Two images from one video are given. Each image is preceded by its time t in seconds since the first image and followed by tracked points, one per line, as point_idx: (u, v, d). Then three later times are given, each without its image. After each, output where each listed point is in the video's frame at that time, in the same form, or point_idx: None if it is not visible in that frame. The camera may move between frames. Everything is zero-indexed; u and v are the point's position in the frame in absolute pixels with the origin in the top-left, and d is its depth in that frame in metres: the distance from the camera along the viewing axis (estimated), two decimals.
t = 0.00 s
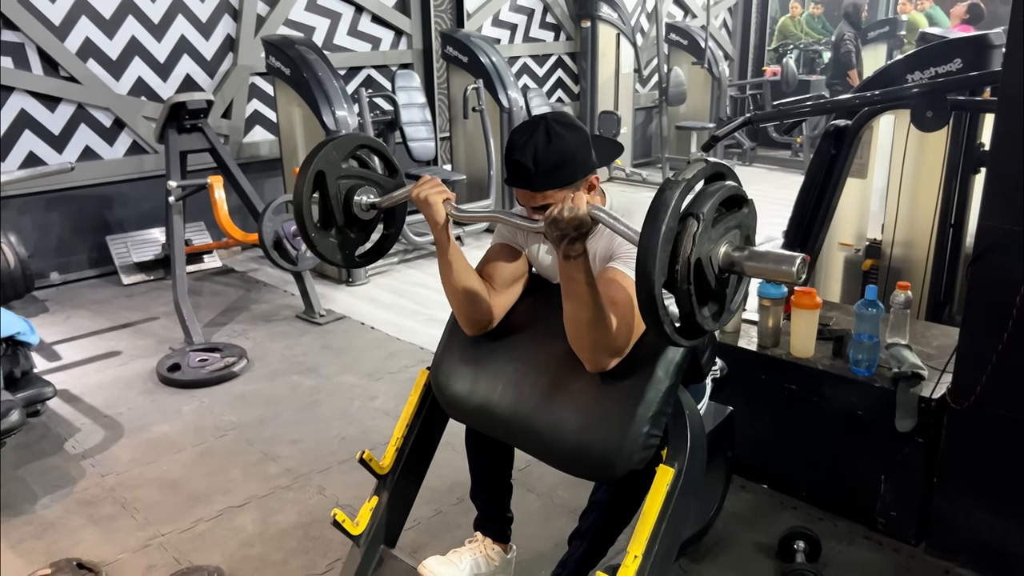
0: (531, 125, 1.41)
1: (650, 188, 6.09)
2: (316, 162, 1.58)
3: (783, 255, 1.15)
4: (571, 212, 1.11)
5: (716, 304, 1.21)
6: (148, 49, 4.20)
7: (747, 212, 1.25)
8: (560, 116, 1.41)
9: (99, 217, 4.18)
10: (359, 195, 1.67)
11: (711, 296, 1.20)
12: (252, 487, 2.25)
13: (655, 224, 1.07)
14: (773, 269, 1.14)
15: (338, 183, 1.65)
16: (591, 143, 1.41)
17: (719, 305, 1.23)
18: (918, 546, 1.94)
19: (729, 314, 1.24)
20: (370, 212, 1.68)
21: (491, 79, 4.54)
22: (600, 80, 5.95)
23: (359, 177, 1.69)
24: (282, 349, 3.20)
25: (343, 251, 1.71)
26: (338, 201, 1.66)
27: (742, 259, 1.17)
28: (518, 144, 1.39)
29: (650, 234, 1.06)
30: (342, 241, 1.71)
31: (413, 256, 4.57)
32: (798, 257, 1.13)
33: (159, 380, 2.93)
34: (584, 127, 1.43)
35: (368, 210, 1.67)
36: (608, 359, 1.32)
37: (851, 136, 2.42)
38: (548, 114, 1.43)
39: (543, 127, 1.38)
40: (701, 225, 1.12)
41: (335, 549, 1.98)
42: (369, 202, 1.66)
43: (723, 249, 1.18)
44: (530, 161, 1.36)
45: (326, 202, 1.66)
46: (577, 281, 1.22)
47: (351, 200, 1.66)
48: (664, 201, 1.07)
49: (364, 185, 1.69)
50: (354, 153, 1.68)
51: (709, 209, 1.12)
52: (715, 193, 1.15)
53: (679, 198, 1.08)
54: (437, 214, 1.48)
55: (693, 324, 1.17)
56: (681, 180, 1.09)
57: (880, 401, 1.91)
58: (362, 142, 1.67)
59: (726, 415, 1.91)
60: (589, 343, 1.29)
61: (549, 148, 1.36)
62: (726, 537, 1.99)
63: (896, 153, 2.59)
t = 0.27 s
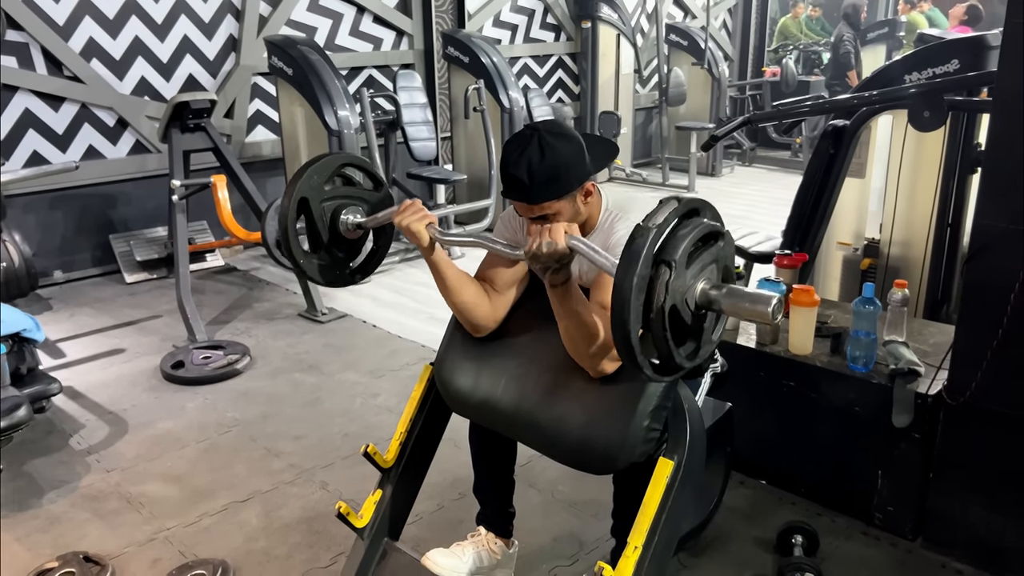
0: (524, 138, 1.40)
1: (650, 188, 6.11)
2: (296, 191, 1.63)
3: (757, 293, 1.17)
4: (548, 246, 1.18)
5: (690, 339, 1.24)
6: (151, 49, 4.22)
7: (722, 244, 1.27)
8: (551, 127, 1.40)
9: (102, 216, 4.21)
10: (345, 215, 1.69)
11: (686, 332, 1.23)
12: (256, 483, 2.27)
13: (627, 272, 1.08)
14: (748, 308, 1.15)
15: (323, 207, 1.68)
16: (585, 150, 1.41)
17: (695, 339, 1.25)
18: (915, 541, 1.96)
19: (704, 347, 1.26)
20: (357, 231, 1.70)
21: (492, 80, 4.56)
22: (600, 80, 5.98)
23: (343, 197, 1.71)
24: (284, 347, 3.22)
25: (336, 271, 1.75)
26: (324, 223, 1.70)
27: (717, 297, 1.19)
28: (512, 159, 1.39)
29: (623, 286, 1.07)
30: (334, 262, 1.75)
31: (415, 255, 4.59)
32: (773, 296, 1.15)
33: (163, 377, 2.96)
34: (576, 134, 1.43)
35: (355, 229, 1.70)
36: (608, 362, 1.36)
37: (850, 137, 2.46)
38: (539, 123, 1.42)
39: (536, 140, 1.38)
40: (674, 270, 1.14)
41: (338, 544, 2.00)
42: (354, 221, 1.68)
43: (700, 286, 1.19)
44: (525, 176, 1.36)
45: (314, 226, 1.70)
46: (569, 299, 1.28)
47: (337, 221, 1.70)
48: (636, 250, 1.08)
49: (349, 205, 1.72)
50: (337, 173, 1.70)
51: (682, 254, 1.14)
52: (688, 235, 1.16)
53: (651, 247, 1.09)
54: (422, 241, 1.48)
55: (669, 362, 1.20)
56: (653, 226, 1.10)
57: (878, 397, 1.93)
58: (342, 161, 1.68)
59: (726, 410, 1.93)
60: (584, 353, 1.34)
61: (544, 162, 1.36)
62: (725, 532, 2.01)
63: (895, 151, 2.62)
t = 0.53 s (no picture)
0: (517, 147, 1.40)
1: (650, 187, 6.13)
2: (277, 233, 1.58)
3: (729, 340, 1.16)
4: (523, 293, 1.24)
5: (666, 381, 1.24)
6: (154, 48, 4.25)
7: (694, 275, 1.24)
8: (545, 134, 1.40)
9: (105, 214, 4.23)
10: (330, 243, 1.66)
11: (660, 375, 1.23)
12: (260, 476, 2.30)
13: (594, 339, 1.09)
14: (718, 355, 1.16)
15: (308, 240, 1.65)
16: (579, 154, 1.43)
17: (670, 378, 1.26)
18: (910, 535, 1.99)
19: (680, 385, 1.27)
20: (346, 258, 1.67)
21: (493, 79, 4.59)
22: (600, 79, 6.00)
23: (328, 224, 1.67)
24: (287, 344, 3.25)
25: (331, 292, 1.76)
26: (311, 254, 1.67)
27: (688, 342, 1.19)
28: (507, 170, 1.40)
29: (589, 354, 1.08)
30: (327, 286, 1.74)
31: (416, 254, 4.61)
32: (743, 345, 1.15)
33: (167, 373, 2.98)
34: (569, 137, 1.43)
35: (342, 258, 1.67)
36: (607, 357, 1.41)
37: (848, 135, 2.48)
38: (532, 130, 1.41)
39: (530, 150, 1.38)
40: (641, 328, 1.13)
41: (342, 536, 2.03)
42: (342, 250, 1.65)
43: (672, 330, 1.19)
44: (522, 190, 1.37)
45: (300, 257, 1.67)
46: (558, 321, 1.35)
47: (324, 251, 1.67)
48: (601, 318, 1.08)
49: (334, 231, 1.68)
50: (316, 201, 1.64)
51: (648, 310, 1.13)
52: (653, 287, 1.14)
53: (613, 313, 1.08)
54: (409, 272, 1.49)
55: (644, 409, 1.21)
56: (615, 288, 1.09)
57: (874, 392, 1.96)
58: (319, 192, 1.62)
59: (725, 405, 1.95)
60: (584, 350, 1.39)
61: (540, 173, 1.37)
62: (724, 525, 2.04)
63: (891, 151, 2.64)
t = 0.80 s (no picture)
0: (501, 160, 1.42)
1: (649, 187, 6.16)
2: (262, 297, 1.55)
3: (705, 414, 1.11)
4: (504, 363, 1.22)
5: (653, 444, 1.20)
6: (158, 47, 4.27)
7: (670, 336, 1.17)
8: (530, 145, 1.42)
9: (109, 212, 4.26)
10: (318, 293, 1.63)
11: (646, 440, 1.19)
12: (264, 470, 2.33)
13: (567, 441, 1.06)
14: (693, 431, 1.11)
15: (296, 295, 1.62)
16: (564, 160, 1.45)
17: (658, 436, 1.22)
18: (905, 528, 2.02)
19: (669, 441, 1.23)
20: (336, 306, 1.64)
21: (494, 79, 4.62)
22: (601, 79, 6.03)
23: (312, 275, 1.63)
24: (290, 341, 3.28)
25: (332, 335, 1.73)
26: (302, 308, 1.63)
27: (665, 413, 1.14)
28: (494, 183, 1.43)
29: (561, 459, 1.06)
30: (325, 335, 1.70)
31: (417, 252, 4.64)
32: (718, 420, 1.09)
33: (171, 369, 3.01)
34: (555, 145, 1.46)
35: (333, 306, 1.64)
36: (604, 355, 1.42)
37: (846, 134, 2.50)
38: (515, 141, 1.44)
39: (515, 162, 1.41)
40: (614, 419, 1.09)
41: (345, 528, 2.06)
42: (331, 299, 1.62)
43: (649, 404, 1.15)
44: (510, 203, 1.40)
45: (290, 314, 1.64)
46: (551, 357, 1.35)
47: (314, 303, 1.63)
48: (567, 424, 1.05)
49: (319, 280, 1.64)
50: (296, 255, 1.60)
51: (618, 402, 1.08)
52: (621, 374, 1.08)
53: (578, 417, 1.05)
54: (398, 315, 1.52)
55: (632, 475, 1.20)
56: (579, 391, 1.04)
57: (870, 387, 1.99)
58: (297, 246, 1.58)
59: (723, 399, 1.98)
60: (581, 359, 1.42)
61: (526, 186, 1.40)
62: (721, 518, 2.07)
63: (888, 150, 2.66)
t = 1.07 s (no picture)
0: (490, 163, 1.44)
1: (649, 186, 6.19)
2: (272, 369, 1.59)
3: (693, 488, 1.14)
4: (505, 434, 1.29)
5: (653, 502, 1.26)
6: (160, 46, 4.30)
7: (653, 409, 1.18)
8: (516, 148, 1.44)
9: (111, 209, 4.28)
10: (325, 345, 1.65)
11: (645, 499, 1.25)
12: (267, 464, 2.35)
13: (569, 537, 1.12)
14: (683, 504, 1.15)
15: (304, 353, 1.66)
16: (553, 161, 1.47)
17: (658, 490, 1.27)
18: (900, 521, 2.05)
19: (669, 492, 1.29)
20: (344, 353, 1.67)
21: (495, 78, 4.65)
22: (600, 78, 6.05)
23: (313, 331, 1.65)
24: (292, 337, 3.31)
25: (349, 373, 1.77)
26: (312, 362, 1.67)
27: (656, 486, 1.18)
28: (483, 187, 1.45)
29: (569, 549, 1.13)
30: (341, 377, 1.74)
31: (417, 250, 4.67)
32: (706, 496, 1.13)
33: (173, 365, 3.04)
34: (541, 145, 1.47)
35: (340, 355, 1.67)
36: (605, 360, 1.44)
37: (842, 133, 2.52)
38: (504, 144, 1.46)
39: (501, 166, 1.43)
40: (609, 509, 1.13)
41: (348, 521, 2.09)
42: (337, 350, 1.65)
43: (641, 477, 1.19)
44: (499, 207, 1.42)
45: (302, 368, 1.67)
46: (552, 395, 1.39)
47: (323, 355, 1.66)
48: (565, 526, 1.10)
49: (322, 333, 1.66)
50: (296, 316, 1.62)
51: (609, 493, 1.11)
52: (609, 469, 1.10)
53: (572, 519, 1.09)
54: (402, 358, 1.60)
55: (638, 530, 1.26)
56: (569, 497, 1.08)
57: (866, 382, 2.02)
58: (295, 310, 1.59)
59: (720, 394, 2.01)
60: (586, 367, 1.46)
61: (513, 188, 1.42)
62: (719, 511, 2.09)
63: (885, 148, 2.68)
